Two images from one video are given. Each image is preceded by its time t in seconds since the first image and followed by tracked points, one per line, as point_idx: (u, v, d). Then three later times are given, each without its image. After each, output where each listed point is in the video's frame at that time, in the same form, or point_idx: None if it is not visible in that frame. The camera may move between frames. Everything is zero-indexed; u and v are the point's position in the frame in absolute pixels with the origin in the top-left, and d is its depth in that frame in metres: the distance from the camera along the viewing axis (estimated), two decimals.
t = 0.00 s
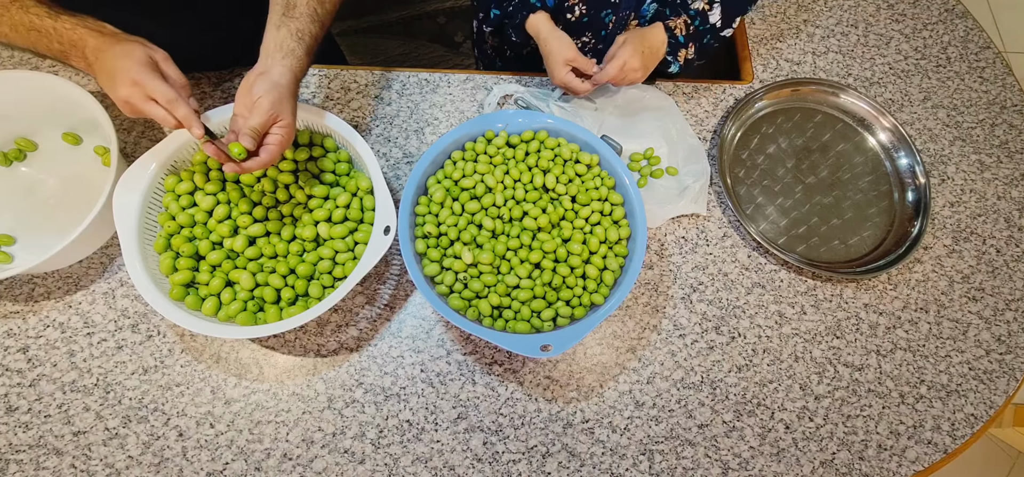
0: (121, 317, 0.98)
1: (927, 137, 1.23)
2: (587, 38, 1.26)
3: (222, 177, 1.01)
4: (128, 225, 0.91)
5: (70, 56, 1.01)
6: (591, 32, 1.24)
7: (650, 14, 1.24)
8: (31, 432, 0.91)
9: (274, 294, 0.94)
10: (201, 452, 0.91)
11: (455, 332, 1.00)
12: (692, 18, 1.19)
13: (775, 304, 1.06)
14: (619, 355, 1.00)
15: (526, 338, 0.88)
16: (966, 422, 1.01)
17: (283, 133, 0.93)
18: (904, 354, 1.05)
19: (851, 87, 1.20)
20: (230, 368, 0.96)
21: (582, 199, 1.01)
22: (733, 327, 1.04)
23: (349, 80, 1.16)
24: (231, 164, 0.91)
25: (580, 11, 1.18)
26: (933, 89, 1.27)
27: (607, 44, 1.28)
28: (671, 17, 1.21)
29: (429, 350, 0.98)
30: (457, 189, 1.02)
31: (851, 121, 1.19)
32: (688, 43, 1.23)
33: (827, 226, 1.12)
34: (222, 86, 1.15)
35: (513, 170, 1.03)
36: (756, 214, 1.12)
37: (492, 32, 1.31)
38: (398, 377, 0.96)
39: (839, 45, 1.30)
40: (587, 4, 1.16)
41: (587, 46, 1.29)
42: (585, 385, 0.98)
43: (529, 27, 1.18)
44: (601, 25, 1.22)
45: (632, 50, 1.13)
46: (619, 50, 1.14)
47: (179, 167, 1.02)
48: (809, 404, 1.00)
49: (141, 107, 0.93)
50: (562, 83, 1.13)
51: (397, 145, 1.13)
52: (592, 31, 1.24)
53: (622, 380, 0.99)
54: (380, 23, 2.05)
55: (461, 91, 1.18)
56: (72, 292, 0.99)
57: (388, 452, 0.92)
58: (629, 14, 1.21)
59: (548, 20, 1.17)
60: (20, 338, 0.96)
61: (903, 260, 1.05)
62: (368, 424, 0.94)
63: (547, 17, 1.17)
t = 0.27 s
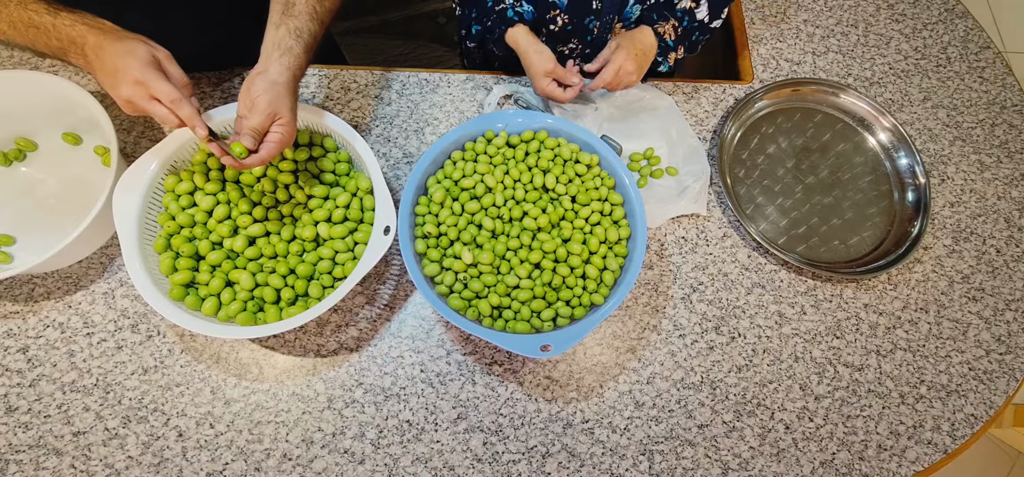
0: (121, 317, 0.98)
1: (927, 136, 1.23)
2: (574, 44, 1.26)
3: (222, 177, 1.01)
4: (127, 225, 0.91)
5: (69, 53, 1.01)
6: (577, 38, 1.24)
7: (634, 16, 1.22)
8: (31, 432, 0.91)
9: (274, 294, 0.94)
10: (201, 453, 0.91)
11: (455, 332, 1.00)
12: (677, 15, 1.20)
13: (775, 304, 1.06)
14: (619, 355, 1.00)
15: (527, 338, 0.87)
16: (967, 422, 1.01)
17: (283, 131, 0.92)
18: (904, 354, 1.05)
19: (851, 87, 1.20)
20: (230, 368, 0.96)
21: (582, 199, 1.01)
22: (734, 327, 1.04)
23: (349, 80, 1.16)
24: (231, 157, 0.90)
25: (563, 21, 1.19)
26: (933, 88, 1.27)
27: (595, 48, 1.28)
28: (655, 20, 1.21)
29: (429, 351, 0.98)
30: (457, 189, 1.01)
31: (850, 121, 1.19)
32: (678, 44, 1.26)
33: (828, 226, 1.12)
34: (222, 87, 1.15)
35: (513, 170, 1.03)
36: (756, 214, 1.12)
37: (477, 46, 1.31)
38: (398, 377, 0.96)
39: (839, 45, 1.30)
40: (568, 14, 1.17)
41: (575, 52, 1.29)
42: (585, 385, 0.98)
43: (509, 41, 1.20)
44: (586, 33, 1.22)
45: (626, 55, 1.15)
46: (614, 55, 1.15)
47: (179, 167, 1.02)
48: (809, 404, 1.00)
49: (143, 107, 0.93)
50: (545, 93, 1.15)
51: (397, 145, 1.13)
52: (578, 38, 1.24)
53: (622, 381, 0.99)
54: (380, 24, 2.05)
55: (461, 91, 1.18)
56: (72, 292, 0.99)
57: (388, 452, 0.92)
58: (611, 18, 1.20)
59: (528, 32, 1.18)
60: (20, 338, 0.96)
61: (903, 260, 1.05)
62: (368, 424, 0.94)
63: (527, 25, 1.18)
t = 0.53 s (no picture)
0: (121, 317, 0.98)
1: (927, 136, 1.23)
2: (561, 48, 1.31)
3: (222, 177, 1.01)
4: (127, 225, 0.91)
5: (68, 52, 1.01)
6: (563, 42, 1.29)
7: (619, 19, 1.23)
8: (31, 432, 0.91)
9: (273, 293, 0.94)
10: (201, 453, 0.91)
11: (455, 332, 1.00)
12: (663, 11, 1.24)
13: (775, 304, 1.06)
14: (619, 355, 1.00)
15: (526, 338, 0.87)
16: (967, 422, 1.01)
17: (281, 131, 0.92)
18: (905, 354, 1.05)
19: (851, 87, 1.19)
20: (230, 368, 0.96)
21: (582, 199, 1.01)
22: (734, 327, 1.04)
23: (349, 80, 1.16)
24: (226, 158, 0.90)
25: (547, 33, 1.25)
26: (933, 88, 1.27)
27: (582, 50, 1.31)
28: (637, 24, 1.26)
29: (429, 351, 0.98)
30: (457, 189, 1.01)
31: (850, 121, 1.19)
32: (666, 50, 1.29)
33: (828, 226, 1.12)
34: (222, 87, 1.15)
35: (513, 170, 1.03)
36: (756, 214, 1.12)
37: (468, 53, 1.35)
38: (398, 377, 0.96)
39: (839, 45, 1.30)
40: (550, 27, 1.23)
41: (562, 54, 1.33)
42: (585, 385, 0.98)
43: (474, 43, 1.21)
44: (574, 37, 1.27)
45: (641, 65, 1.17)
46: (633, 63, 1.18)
47: (178, 167, 1.01)
48: (809, 404, 1.00)
49: (144, 107, 0.93)
50: (508, 95, 1.14)
51: (397, 145, 1.13)
52: (564, 42, 1.29)
53: (622, 381, 0.99)
54: (380, 24, 2.05)
55: (460, 91, 1.18)
56: (72, 292, 0.99)
57: (388, 452, 0.92)
58: (595, 24, 1.22)
59: (491, 34, 1.20)
60: (19, 338, 0.96)
61: (903, 260, 1.05)
62: (368, 424, 0.94)
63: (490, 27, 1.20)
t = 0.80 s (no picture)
0: (121, 317, 0.98)
1: (928, 136, 1.23)
2: (558, 50, 1.32)
3: (222, 177, 1.01)
4: (127, 225, 0.91)
5: (104, 68, 1.03)
6: (560, 45, 1.30)
7: (613, 13, 1.21)
8: (31, 432, 0.91)
9: (273, 293, 0.94)
10: (200, 453, 0.91)
11: (455, 332, 1.00)
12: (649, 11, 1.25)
13: (775, 304, 1.06)
14: (619, 355, 1.00)
15: (526, 339, 0.87)
16: (967, 422, 1.00)
17: (278, 135, 0.92)
18: (905, 354, 1.05)
19: (851, 87, 1.19)
20: (230, 368, 0.96)
21: (582, 199, 1.01)
22: (734, 327, 1.04)
23: (349, 80, 1.16)
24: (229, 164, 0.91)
25: (543, 36, 1.25)
26: (934, 88, 1.27)
27: (579, 49, 1.31)
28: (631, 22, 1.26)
29: (429, 351, 0.98)
30: (457, 189, 1.01)
31: (851, 121, 1.19)
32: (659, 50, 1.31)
33: (828, 226, 1.12)
34: (221, 87, 1.15)
35: (513, 170, 1.03)
36: (757, 214, 1.12)
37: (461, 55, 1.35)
38: (399, 377, 0.96)
39: (839, 45, 1.30)
40: (546, 30, 1.23)
41: (561, 55, 1.34)
42: (585, 385, 0.98)
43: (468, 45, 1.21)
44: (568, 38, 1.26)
45: (629, 69, 1.23)
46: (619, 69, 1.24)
47: (179, 167, 1.01)
48: (809, 404, 1.00)
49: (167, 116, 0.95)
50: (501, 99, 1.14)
51: (397, 145, 1.13)
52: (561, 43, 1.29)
53: (622, 381, 0.99)
54: (380, 23, 2.05)
55: (461, 91, 1.18)
56: (72, 292, 0.99)
57: (388, 452, 0.92)
58: (590, 21, 1.21)
59: (484, 36, 1.20)
60: (19, 338, 0.96)
61: (903, 260, 1.05)
62: (368, 424, 0.94)
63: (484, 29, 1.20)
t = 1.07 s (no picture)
0: (121, 317, 0.98)
1: (928, 137, 1.23)
2: (551, 36, 1.33)
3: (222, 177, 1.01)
4: (127, 225, 0.91)
5: (126, 80, 1.03)
6: (553, 28, 1.30)
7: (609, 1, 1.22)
8: (30, 433, 0.91)
9: (273, 294, 0.94)
10: (200, 453, 0.91)
11: (455, 332, 1.00)
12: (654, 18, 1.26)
13: (775, 304, 1.06)
14: (619, 355, 1.00)
15: (526, 339, 0.87)
16: (967, 422, 1.01)
17: (274, 133, 0.92)
18: (905, 354, 1.05)
19: (851, 87, 1.19)
20: (230, 368, 0.96)
21: (582, 199, 1.01)
22: (734, 327, 1.04)
23: (349, 80, 1.16)
24: (230, 165, 0.91)
25: (536, 12, 1.26)
26: (934, 88, 1.27)
27: (572, 36, 1.32)
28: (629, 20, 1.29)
29: (429, 351, 0.98)
30: (457, 189, 1.01)
31: (851, 121, 1.19)
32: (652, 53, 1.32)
33: (828, 226, 1.12)
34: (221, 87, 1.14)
35: (513, 170, 1.03)
36: (757, 214, 1.12)
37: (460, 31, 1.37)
38: (398, 377, 0.96)
39: (840, 45, 1.30)
40: (539, 6, 1.24)
41: (554, 42, 1.35)
42: (585, 386, 0.98)
43: (462, 8, 1.16)
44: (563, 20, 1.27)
45: (627, 68, 1.23)
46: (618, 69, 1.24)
47: (178, 167, 1.01)
48: (809, 404, 1.00)
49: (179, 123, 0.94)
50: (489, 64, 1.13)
51: (397, 145, 1.13)
52: (554, 27, 1.30)
53: (622, 381, 0.99)
54: (380, 23, 2.04)
55: (461, 91, 1.18)
56: (71, 292, 0.99)
57: (388, 453, 0.92)
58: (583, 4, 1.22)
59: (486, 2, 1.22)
60: (19, 338, 0.96)
61: (903, 260, 1.05)
62: (368, 424, 0.94)
63: None
